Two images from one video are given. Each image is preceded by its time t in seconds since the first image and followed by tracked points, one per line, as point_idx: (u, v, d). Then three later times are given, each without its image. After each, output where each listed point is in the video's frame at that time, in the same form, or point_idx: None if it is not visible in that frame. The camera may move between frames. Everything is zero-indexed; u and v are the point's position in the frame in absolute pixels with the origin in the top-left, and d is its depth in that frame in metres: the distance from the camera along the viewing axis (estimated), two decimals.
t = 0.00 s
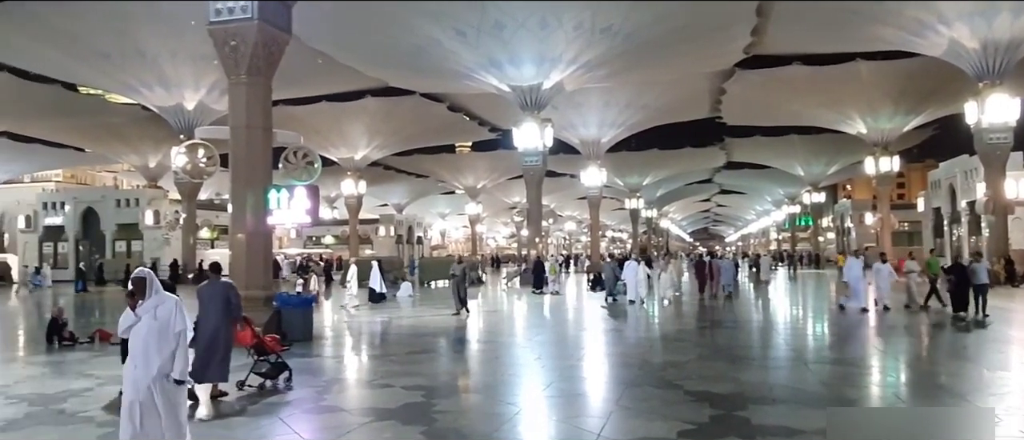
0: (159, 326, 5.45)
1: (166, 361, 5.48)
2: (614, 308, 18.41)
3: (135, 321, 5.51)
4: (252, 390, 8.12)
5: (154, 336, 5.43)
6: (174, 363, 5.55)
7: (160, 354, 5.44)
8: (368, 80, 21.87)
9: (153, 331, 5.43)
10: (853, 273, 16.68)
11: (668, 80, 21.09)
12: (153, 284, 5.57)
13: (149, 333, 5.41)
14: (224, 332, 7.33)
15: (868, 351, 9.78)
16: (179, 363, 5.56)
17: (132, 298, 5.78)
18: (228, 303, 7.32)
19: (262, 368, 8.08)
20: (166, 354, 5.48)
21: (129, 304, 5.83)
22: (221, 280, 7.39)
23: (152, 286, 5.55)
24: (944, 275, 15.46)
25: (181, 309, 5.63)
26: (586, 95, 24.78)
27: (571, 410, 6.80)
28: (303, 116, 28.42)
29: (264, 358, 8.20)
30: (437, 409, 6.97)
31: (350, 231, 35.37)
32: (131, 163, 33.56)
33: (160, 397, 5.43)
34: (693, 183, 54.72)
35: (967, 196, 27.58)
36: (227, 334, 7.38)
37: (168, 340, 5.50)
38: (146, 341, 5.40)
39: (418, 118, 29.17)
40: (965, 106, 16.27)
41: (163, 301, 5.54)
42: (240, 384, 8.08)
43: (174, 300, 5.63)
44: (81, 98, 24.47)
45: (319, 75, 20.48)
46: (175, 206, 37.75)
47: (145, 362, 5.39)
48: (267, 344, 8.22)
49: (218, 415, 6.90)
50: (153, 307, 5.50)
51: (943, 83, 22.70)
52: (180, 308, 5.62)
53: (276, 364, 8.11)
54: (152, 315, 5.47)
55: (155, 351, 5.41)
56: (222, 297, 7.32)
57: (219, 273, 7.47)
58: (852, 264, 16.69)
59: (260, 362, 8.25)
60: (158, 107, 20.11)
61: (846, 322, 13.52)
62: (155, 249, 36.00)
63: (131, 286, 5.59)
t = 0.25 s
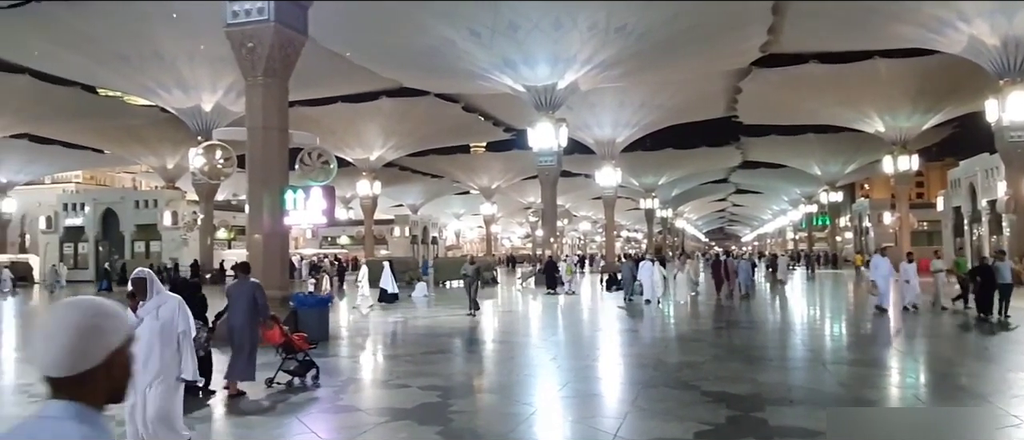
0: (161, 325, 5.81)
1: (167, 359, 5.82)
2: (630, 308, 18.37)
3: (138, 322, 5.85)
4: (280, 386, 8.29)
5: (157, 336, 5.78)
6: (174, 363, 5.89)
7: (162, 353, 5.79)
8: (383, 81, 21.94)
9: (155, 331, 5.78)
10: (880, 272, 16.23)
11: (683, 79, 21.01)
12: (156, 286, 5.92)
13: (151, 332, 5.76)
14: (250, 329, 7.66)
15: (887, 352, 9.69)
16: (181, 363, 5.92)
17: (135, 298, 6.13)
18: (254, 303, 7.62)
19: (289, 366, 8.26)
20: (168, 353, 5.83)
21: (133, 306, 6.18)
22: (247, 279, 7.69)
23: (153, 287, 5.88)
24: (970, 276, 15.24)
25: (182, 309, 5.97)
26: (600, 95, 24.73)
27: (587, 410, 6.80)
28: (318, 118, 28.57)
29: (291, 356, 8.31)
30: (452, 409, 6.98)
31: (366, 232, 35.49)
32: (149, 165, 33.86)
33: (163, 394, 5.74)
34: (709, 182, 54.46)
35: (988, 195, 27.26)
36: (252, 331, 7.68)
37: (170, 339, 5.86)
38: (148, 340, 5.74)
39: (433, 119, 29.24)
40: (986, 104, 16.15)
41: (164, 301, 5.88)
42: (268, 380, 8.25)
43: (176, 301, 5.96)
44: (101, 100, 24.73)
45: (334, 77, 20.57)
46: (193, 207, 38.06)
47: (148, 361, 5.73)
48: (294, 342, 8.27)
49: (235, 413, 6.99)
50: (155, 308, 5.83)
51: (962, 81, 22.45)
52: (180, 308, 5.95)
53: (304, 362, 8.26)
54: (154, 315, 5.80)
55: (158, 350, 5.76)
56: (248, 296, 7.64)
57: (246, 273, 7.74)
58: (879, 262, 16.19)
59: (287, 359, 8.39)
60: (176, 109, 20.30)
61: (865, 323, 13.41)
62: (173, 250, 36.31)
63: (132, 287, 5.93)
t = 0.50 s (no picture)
0: (167, 330, 5.60)
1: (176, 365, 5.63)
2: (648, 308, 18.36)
3: (143, 327, 5.65)
4: (313, 383, 8.51)
5: (164, 340, 5.58)
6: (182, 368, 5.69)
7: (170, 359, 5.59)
8: (399, 82, 22.03)
9: (163, 336, 5.59)
10: (910, 272, 15.66)
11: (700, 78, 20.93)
12: (161, 289, 5.74)
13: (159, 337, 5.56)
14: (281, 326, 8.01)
15: (907, 352, 9.60)
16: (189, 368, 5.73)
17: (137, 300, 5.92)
18: (288, 301, 8.05)
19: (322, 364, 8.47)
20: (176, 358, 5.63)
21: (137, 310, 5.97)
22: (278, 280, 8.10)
23: (158, 290, 5.70)
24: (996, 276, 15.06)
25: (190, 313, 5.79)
26: (617, 95, 24.66)
27: (604, 411, 6.78)
28: (335, 118, 28.74)
29: (324, 354, 8.51)
30: (470, 409, 6.99)
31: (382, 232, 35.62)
32: (168, 166, 34.20)
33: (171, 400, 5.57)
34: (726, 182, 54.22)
35: (1010, 193, 26.94)
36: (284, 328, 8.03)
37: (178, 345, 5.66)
38: (155, 345, 5.54)
39: (449, 119, 29.32)
40: (1009, 101, 15.99)
41: (171, 305, 5.70)
42: (303, 377, 8.48)
43: (183, 304, 5.79)
44: (121, 102, 25.00)
45: (351, 78, 20.68)
46: (211, 207, 38.39)
47: (155, 367, 5.54)
48: (327, 340, 8.48)
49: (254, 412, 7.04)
50: (160, 312, 5.65)
51: (984, 79, 22.18)
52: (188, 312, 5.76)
53: (336, 359, 8.51)
54: (160, 319, 5.63)
55: (165, 356, 5.56)
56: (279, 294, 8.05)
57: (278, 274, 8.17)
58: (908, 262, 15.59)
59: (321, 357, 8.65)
60: (195, 111, 20.52)
61: (884, 323, 13.31)
62: (192, 250, 36.65)
63: (137, 290, 5.72)
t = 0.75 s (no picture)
0: (176, 334, 5.68)
1: (181, 368, 5.68)
2: (664, 308, 18.31)
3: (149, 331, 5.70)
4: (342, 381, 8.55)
5: (171, 343, 5.63)
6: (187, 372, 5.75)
7: (177, 362, 5.63)
8: (414, 83, 22.07)
9: (169, 338, 5.63)
10: (937, 273, 15.49)
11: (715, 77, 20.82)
12: (168, 293, 5.81)
13: (165, 339, 5.61)
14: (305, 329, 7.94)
15: (926, 353, 9.52)
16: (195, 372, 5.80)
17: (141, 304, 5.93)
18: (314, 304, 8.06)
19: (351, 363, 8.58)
20: (181, 361, 5.68)
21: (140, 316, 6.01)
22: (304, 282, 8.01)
23: (167, 295, 5.76)
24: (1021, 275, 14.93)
25: (195, 317, 5.85)
26: (631, 95, 24.62)
27: (618, 411, 6.79)
28: (350, 120, 28.88)
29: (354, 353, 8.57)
30: (484, 409, 7.00)
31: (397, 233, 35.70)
32: (185, 168, 34.50)
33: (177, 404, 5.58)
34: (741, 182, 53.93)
35: None
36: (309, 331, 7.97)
37: (183, 348, 5.73)
38: (161, 347, 5.58)
39: (463, 120, 29.39)
40: None
41: (179, 309, 5.78)
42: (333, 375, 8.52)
43: (188, 309, 5.86)
44: (139, 105, 25.24)
45: (366, 79, 20.77)
46: (228, 209, 38.68)
47: (161, 369, 5.55)
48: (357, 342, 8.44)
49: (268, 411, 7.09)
50: (168, 317, 5.72)
51: (1004, 78, 21.91)
52: (193, 316, 5.83)
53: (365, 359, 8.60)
54: (168, 324, 5.69)
55: (172, 358, 5.60)
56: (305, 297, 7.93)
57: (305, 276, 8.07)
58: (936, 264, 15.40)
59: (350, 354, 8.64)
60: (212, 114, 20.81)
61: (902, 324, 13.19)
62: (210, 251, 36.94)
63: (144, 294, 5.77)
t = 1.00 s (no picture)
0: (182, 332, 5.17)
1: (187, 371, 5.18)
2: (681, 309, 18.27)
3: (154, 328, 5.19)
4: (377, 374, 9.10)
5: (177, 343, 5.13)
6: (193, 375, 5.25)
7: (182, 365, 5.13)
8: (430, 84, 22.13)
9: (175, 337, 5.13)
10: (970, 274, 15.14)
11: (732, 76, 20.71)
12: (175, 288, 5.30)
13: (171, 338, 5.10)
14: (345, 321, 8.62)
15: (948, 355, 9.42)
16: (201, 377, 5.29)
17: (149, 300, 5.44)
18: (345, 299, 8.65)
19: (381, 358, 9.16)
20: (188, 363, 5.18)
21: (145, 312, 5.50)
22: (340, 280, 8.72)
23: (174, 290, 5.26)
24: None
25: (203, 317, 5.36)
26: (648, 95, 24.54)
27: (635, 412, 6.76)
28: (367, 121, 28.99)
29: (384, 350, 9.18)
30: (501, 409, 7.01)
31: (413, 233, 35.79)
32: (204, 169, 34.81)
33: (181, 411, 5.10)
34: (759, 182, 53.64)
35: None
36: (349, 323, 8.65)
37: (191, 350, 5.23)
38: (166, 348, 5.08)
39: (479, 121, 29.41)
40: None
41: (186, 306, 5.27)
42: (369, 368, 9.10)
43: (197, 306, 5.36)
44: (159, 107, 25.50)
45: (383, 80, 20.86)
46: (246, 209, 38.95)
47: (165, 372, 5.07)
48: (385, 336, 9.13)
49: (286, 411, 7.13)
50: (174, 313, 5.20)
51: None
52: (201, 314, 5.34)
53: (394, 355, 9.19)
54: (174, 321, 5.18)
55: (177, 360, 5.09)
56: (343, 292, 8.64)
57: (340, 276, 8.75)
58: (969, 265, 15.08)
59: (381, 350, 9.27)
60: (230, 115, 20.58)
61: (922, 324, 13.07)
62: (228, 251, 37.23)
63: (150, 289, 5.26)
